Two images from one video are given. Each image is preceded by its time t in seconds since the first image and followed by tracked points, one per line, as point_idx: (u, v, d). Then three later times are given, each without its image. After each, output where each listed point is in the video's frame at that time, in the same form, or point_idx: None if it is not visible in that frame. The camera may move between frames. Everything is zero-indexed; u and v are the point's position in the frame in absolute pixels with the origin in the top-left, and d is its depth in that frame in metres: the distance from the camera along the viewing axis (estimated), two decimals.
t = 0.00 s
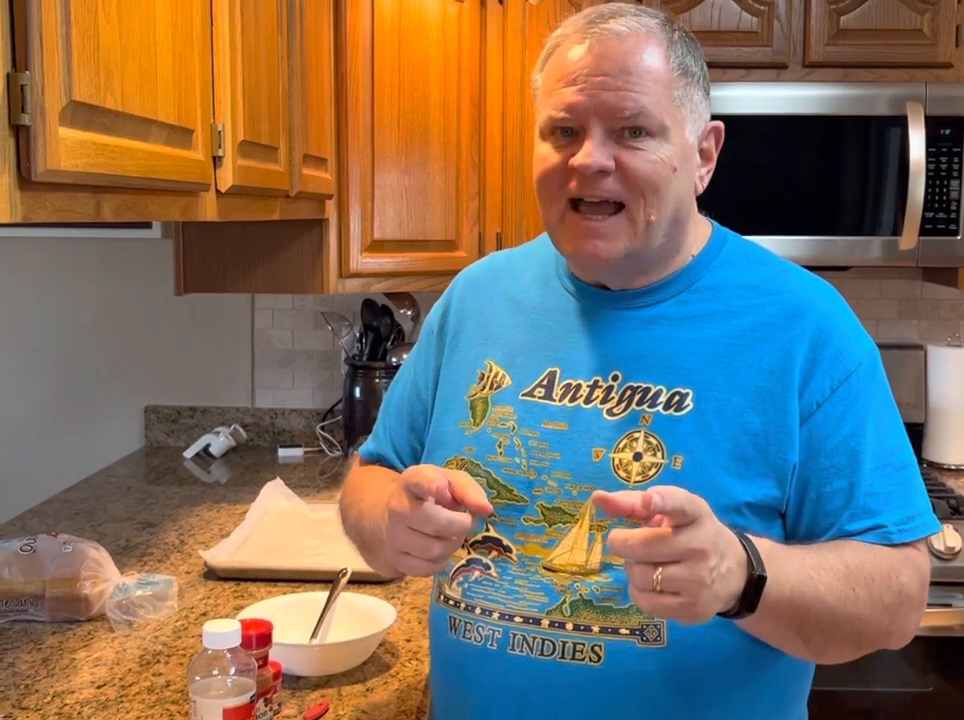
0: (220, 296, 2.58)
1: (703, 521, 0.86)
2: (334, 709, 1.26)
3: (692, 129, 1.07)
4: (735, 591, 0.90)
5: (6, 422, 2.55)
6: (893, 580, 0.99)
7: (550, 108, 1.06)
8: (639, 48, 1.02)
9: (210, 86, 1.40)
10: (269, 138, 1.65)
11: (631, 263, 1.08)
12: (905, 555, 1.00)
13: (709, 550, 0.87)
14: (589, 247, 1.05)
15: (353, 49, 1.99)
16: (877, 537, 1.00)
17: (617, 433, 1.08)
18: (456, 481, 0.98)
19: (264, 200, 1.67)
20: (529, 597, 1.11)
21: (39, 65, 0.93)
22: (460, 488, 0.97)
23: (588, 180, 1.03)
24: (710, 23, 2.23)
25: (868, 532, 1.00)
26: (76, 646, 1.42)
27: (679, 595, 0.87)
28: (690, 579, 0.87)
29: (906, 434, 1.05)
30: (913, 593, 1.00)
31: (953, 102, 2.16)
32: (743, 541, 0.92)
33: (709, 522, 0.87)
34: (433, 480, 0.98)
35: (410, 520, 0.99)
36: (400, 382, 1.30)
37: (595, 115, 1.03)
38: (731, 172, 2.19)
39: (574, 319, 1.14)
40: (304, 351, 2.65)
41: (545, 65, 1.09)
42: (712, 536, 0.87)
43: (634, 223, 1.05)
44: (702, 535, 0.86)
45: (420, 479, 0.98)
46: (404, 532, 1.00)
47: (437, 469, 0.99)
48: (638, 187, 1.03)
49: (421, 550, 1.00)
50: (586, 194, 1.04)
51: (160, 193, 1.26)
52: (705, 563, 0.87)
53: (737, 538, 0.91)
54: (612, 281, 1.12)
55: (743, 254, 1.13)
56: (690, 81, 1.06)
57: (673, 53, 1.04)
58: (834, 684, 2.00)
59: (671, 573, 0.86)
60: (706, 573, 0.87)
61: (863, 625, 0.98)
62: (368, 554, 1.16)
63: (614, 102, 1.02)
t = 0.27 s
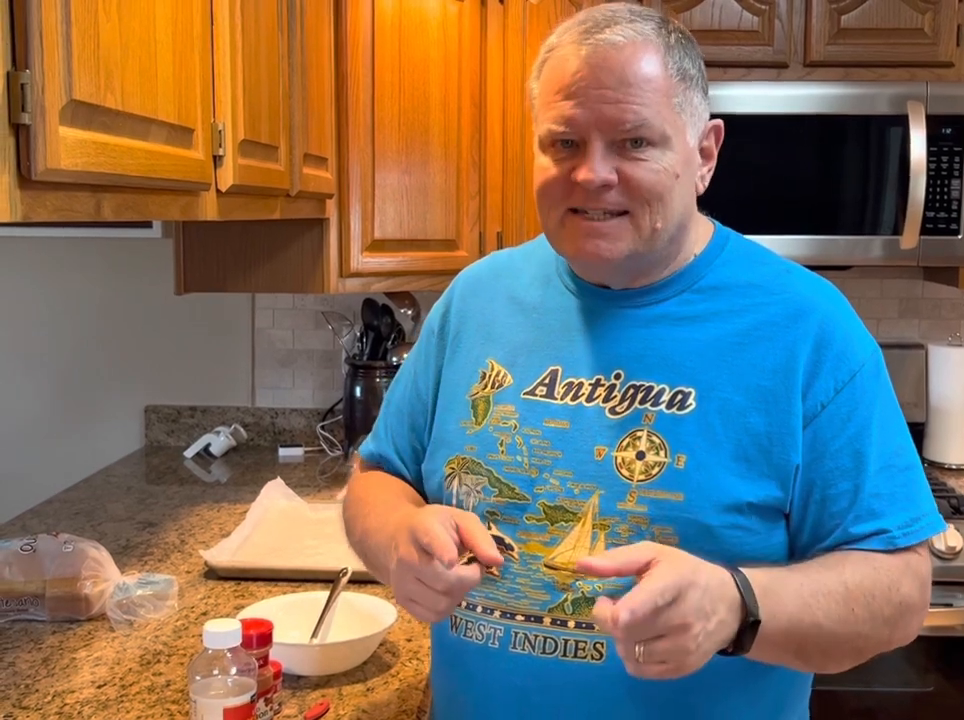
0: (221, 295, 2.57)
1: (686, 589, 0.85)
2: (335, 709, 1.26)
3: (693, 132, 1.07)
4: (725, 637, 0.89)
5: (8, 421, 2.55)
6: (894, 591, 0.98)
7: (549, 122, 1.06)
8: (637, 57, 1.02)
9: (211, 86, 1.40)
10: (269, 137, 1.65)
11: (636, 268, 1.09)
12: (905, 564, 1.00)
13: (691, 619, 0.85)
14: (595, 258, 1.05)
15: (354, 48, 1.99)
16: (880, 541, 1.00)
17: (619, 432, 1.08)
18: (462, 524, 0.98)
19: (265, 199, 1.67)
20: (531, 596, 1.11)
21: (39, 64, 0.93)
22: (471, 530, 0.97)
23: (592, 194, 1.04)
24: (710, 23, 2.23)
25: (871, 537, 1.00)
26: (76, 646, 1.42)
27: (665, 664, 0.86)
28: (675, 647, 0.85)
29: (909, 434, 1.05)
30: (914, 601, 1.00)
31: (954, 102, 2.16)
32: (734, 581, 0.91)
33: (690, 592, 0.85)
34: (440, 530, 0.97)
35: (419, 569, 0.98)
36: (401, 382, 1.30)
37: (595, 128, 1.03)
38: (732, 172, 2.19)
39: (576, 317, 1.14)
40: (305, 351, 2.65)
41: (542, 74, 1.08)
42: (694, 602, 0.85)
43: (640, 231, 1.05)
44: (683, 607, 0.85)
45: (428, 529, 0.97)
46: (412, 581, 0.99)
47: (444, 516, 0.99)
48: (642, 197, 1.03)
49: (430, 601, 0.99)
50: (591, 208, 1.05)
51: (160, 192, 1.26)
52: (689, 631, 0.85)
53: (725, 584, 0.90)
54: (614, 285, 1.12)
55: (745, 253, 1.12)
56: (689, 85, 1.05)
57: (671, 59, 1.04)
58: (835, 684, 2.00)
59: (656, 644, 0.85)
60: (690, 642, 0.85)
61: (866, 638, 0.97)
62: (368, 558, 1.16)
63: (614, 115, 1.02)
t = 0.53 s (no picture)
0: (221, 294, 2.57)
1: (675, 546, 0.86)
2: (335, 708, 1.26)
3: (692, 130, 1.06)
4: (717, 607, 0.90)
5: (8, 421, 2.55)
6: (890, 583, 0.98)
7: (548, 117, 1.05)
8: (637, 53, 1.02)
9: (211, 85, 1.40)
10: (269, 137, 1.64)
11: (633, 267, 1.08)
12: (903, 557, 1.00)
13: (678, 576, 0.86)
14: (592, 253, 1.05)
15: (354, 48, 1.99)
16: (877, 540, 1.00)
17: (620, 433, 1.08)
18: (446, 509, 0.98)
19: (265, 199, 1.67)
20: (533, 598, 1.11)
21: (39, 64, 0.93)
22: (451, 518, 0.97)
23: (589, 190, 1.03)
24: (711, 21, 2.22)
25: (868, 533, 1.00)
26: (77, 645, 1.42)
27: (652, 620, 0.86)
28: (661, 604, 0.86)
29: (908, 432, 1.05)
30: (912, 594, 1.00)
31: (955, 100, 2.15)
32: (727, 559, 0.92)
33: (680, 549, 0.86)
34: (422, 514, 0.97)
35: (401, 556, 0.98)
36: (399, 382, 1.30)
37: (594, 123, 1.02)
38: (733, 171, 2.19)
39: (576, 318, 1.14)
40: (305, 351, 2.65)
41: (540, 71, 1.08)
42: (683, 561, 0.86)
43: (636, 228, 1.04)
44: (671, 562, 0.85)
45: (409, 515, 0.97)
46: (396, 567, 1.00)
47: (424, 500, 0.99)
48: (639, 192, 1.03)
49: (413, 587, 1.00)
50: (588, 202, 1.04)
51: (160, 192, 1.26)
52: (677, 587, 0.86)
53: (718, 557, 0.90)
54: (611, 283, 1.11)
55: (745, 252, 1.12)
56: (688, 82, 1.05)
57: (670, 55, 1.04)
58: (835, 684, 2.00)
59: (641, 598, 0.86)
60: (678, 598, 0.86)
61: (860, 628, 0.97)
62: (364, 559, 1.15)
63: (614, 109, 1.02)
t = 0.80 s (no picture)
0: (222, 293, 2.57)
1: (653, 599, 0.87)
2: (336, 707, 1.26)
3: (688, 134, 1.06)
4: (705, 639, 0.92)
5: (8, 420, 2.55)
6: (887, 590, 0.98)
7: (543, 128, 1.05)
8: (629, 62, 1.01)
9: (211, 84, 1.40)
10: (270, 136, 1.64)
11: (632, 274, 1.09)
12: (902, 561, 1.00)
13: (656, 628, 0.87)
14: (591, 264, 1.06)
15: (355, 46, 1.99)
16: (876, 538, 1.00)
17: (618, 431, 1.08)
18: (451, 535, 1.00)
19: (265, 197, 1.67)
20: (532, 596, 1.11)
21: (39, 62, 0.93)
22: (452, 535, 1.00)
23: (586, 202, 1.04)
24: (711, 20, 2.22)
25: (867, 534, 1.00)
26: (78, 644, 1.42)
27: (632, 666, 0.89)
28: (641, 650, 0.88)
29: (908, 431, 1.05)
30: (909, 598, 0.99)
31: (955, 99, 2.15)
32: (718, 584, 0.93)
33: (657, 602, 0.87)
34: (419, 540, 0.99)
35: (401, 585, 0.98)
36: (400, 382, 1.30)
37: (589, 134, 1.02)
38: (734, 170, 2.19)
39: (574, 316, 1.14)
40: (306, 349, 2.65)
41: (534, 79, 1.08)
42: (662, 614, 0.87)
43: (634, 238, 1.05)
44: (648, 615, 0.87)
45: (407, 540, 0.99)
46: (397, 596, 1.00)
47: (422, 525, 1.01)
48: (636, 203, 1.03)
49: (414, 616, 0.99)
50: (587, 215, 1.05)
51: (161, 191, 1.26)
52: (656, 638, 0.88)
53: (705, 589, 0.91)
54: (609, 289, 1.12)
55: (744, 251, 1.12)
56: (683, 87, 1.05)
57: (664, 61, 1.03)
58: (837, 682, 2.00)
59: (622, 647, 0.88)
60: (658, 647, 0.88)
61: (857, 637, 0.97)
62: (365, 560, 1.15)
63: (608, 121, 1.02)
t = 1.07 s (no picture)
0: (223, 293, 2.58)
1: (646, 595, 0.87)
2: (336, 705, 1.26)
3: (688, 129, 1.07)
4: (699, 634, 0.92)
5: (9, 419, 2.56)
6: (884, 588, 0.98)
7: (544, 125, 1.05)
8: (631, 57, 1.01)
9: (212, 83, 1.40)
10: (270, 135, 1.65)
11: (634, 268, 1.09)
12: (899, 558, 1.00)
13: (648, 624, 0.88)
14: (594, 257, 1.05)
15: (356, 45, 1.99)
16: (873, 536, 1.00)
17: (618, 431, 1.08)
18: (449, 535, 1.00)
19: (266, 196, 1.67)
20: (531, 595, 1.11)
21: (39, 62, 0.93)
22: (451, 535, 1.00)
23: (590, 195, 1.03)
24: (712, 19, 2.22)
25: (865, 532, 1.00)
26: (78, 643, 1.42)
27: (626, 662, 0.89)
28: (634, 647, 0.89)
29: (906, 428, 1.05)
30: (905, 596, 0.99)
31: (956, 98, 2.15)
32: (713, 580, 0.93)
33: (649, 598, 0.87)
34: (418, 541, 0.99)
35: (402, 587, 0.99)
36: (400, 383, 1.30)
37: (592, 129, 1.02)
38: (733, 169, 2.19)
39: (573, 315, 1.14)
40: (307, 349, 2.65)
41: (533, 76, 1.08)
42: (653, 610, 0.88)
43: (637, 231, 1.05)
44: (641, 612, 0.87)
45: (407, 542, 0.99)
46: (398, 597, 1.00)
47: (422, 525, 1.02)
48: (640, 196, 1.03)
49: (417, 617, 0.99)
50: (589, 209, 1.05)
51: (161, 190, 1.26)
52: (648, 633, 0.88)
53: (699, 584, 0.92)
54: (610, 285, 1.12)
55: (743, 250, 1.12)
56: (682, 82, 1.05)
57: (664, 56, 1.03)
58: (837, 681, 2.00)
59: (614, 643, 0.89)
60: (651, 642, 0.88)
61: (852, 633, 0.98)
62: (366, 561, 1.15)
63: (610, 115, 1.02)
